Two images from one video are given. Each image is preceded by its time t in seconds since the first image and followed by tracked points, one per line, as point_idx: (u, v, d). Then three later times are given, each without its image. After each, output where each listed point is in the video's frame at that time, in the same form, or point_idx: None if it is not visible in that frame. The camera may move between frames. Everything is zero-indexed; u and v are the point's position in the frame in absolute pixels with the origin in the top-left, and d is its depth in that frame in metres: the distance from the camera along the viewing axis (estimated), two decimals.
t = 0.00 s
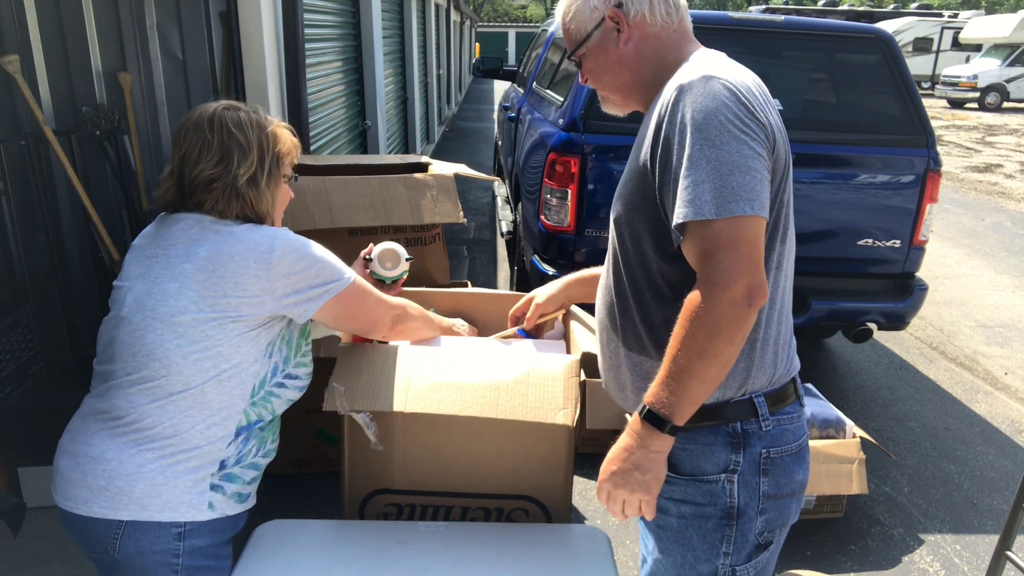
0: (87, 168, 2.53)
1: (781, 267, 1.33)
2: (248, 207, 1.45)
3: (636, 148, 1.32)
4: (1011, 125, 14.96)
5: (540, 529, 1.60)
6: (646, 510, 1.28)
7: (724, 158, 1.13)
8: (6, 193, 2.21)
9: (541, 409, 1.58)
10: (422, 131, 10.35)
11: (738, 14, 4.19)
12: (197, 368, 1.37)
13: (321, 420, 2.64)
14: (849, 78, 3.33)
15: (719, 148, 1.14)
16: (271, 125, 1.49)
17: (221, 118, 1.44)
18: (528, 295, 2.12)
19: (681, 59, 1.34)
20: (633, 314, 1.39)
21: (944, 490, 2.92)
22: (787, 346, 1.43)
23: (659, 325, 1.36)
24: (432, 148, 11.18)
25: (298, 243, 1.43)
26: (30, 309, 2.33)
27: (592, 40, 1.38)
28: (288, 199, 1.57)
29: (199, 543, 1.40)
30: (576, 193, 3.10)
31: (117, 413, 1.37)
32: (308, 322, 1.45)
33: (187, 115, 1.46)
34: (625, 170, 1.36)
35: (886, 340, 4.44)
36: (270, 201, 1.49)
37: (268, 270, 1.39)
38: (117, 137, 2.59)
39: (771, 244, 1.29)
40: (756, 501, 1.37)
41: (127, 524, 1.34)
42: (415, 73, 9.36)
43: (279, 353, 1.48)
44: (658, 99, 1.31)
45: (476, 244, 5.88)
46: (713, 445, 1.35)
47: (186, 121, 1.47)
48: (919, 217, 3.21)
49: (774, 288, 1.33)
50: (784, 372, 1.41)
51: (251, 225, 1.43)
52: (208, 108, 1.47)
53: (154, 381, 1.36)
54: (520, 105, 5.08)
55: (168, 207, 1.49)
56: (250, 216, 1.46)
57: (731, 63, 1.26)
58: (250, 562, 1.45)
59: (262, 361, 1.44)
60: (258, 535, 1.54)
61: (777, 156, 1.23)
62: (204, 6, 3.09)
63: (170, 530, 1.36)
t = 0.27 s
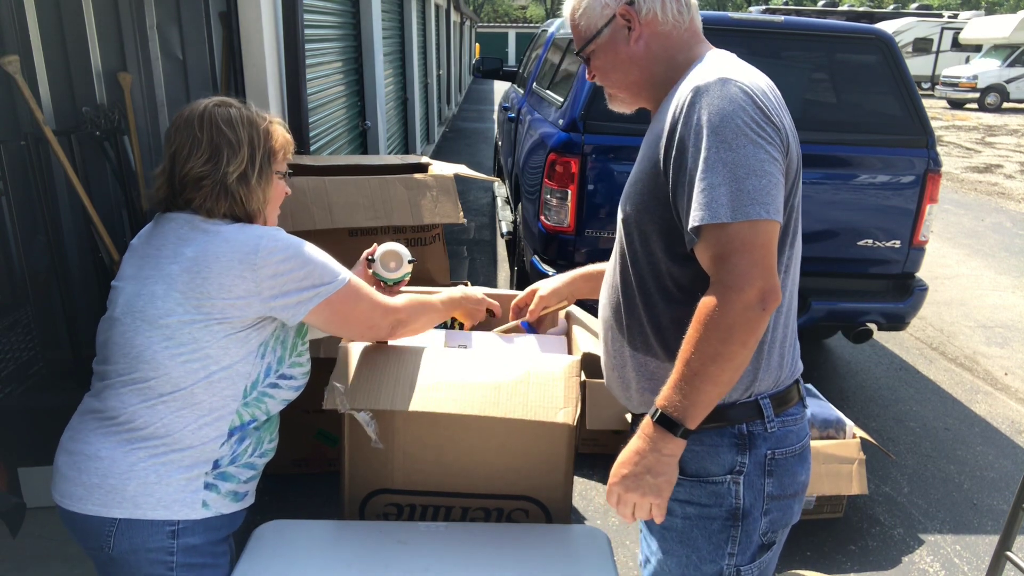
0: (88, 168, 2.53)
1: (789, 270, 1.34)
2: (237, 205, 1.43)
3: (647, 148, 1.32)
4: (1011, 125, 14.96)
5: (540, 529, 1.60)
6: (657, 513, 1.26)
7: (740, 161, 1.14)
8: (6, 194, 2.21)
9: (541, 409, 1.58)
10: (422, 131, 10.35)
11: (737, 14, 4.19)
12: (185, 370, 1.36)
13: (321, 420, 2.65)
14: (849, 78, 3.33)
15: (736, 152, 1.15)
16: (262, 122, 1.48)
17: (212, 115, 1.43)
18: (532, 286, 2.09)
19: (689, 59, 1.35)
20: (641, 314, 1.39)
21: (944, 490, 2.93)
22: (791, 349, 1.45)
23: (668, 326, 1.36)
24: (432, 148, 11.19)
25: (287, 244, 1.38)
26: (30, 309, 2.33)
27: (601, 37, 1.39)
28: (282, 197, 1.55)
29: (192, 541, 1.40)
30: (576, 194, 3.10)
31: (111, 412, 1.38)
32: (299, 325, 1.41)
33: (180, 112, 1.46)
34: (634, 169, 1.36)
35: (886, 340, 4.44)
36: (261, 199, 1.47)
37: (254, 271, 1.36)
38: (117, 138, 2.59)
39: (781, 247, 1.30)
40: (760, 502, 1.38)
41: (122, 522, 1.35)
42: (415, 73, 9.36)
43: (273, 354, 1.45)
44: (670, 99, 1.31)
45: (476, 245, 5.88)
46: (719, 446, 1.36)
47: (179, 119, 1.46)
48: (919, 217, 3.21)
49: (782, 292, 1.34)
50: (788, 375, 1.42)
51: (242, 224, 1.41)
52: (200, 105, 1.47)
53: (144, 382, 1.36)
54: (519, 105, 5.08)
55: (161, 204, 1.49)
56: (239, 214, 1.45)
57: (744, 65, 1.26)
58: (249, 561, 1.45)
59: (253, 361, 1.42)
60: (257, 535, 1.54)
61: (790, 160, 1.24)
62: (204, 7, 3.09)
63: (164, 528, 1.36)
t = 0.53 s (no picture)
0: (87, 168, 2.53)
1: (793, 272, 1.35)
2: (221, 205, 1.40)
3: (653, 149, 1.32)
4: (1012, 125, 14.96)
5: (540, 529, 1.59)
6: (672, 521, 1.27)
7: (748, 165, 1.14)
8: (6, 194, 2.21)
9: (541, 409, 1.58)
10: (422, 131, 10.35)
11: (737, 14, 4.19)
12: (168, 374, 1.35)
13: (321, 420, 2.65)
14: (850, 78, 3.33)
15: (744, 156, 1.15)
16: (245, 119, 1.43)
17: (193, 113, 1.40)
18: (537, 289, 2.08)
19: (695, 60, 1.36)
20: (645, 316, 1.39)
21: (944, 490, 2.93)
22: (795, 350, 1.45)
23: (672, 327, 1.36)
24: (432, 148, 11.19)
25: (266, 249, 1.35)
26: (30, 309, 2.33)
27: (607, 36, 1.40)
28: (271, 194, 1.51)
29: (182, 542, 1.40)
30: (576, 193, 3.10)
31: (99, 414, 1.39)
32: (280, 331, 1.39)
33: (163, 110, 1.43)
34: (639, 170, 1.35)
35: (886, 340, 4.44)
36: (246, 198, 1.43)
37: (231, 276, 1.33)
38: (116, 138, 2.59)
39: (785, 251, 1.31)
40: (763, 503, 1.38)
41: (111, 522, 1.35)
42: (415, 73, 9.36)
43: (260, 357, 1.43)
44: (677, 100, 1.30)
45: (476, 244, 5.88)
46: (721, 446, 1.36)
47: (162, 117, 1.43)
48: (919, 217, 3.21)
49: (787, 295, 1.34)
50: (791, 376, 1.43)
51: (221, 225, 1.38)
52: (184, 102, 1.43)
53: (129, 385, 1.36)
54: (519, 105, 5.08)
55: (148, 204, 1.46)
56: (224, 214, 1.41)
57: (752, 68, 1.26)
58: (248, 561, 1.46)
59: (239, 364, 1.40)
60: (256, 536, 1.54)
61: (797, 163, 1.24)
62: (204, 7, 3.10)
63: (153, 529, 1.37)
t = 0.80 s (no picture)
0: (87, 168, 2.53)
1: (796, 274, 1.35)
2: (191, 204, 1.38)
3: (657, 150, 1.31)
4: (1011, 125, 14.95)
5: (540, 529, 1.60)
6: (671, 522, 1.28)
7: (755, 168, 1.14)
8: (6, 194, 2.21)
9: (542, 410, 1.58)
10: (422, 131, 10.35)
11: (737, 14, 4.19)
12: (143, 383, 1.35)
13: (321, 419, 2.65)
14: (850, 78, 3.33)
15: (750, 159, 1.15)
16: (214, 114, 1.41)
17: (159, 111, 1.38)
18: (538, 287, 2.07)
19: (702, 59, 1.37)
20: (648, 317, 1.39)
21: (944, 490, 2.93)
22: (796, 351, 1.45)
23: (674, 328, 1.36)
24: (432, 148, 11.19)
25: (228, 259, 1.33)
26: (30, 309, 2.33)
27: (615, 32, 1.39)
28: (245, 189, 1.48)
29: (170, 546, 1.40)
30: (576, 193, 3.10)
31: (84, 421, 1.40)
32: (248, 342, 1.37)
33: (133, 111, 1.42)
34: (642, 171, 1.35)
35: (886, 340, 4.44)
36: (218, 196, 1.41)
37: (195, 282, 1.31)
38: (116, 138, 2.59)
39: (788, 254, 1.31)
40: (764, 504, 1.39)
41: (97, 528, 1.36)
42: (415, 73, 9.36)
43: (241, 361, 1.41)
44: (683, 100, 1.30)
45: (476, 244, 5.88)
46: (723, 448, 1.36)
47: (132, 117, 1.41)
48: (919, 217, 3.21)
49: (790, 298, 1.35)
50: (792, 377, 1.43)
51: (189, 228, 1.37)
52: (152, 101, 1.41)
53: (108, 392, 1.37)
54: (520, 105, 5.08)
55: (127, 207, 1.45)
56: (195, 213, 1.39)
57: (758, 70, 1.26)
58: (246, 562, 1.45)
59: (216, 370, 1.39)
60: (255, 536, 1.53)
61: (802, 165, 1.24)
62: (203, 7, 3.10)
63: (139, 534, 1.37)
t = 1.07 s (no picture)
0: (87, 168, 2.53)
1: (800, 276, 1.35)
2: (173, 198, 1.37)
3: (660, 152, 1.31)
4: (1011, 125, 14.95)
5: (540, 529, 1.59)
6: (677, 526, 1.28)
7: (763, 171, 1.15)
8: (6, 193, 2.20)
9: (541, 411, 1.58)
10: (422, 131, 10.35)
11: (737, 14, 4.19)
12: (127, 387, 1.35)
13: (321, 419, 2.66)
14: (850, 78, 3.33)
15: (759, 163, 1.15)
16: (191, 108, 1.41)
17: (136, 106, 1.37)
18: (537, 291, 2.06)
19: (705, 58, 1.37)
20: (651, 319, 1.39)
21: (944, 490, 2.93)
22: (798, 352, 1.45)
23: (676, 330, 1.36)
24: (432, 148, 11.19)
25: (205, 265, 1.33)
26: (30, 309, 2.33)
27: (619, 29, 1.38)
28: (225, 183, 1.48)
29: (162, 548, 1.40)
30: (576, 193, 3.10)
31: (70, 425, 1.41)
32: (225, 349, 1.37)
33: (107, 108, 1.41)
34: (644, 173, 1.35)
35: (886, 340, 4.44)
36: (199, 189, 1.41)
37: (173, 287, 1.31)
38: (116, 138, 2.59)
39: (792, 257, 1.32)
40: (767, 506, 1.39)
41: (87, 531, 1.36)
42: (415, 73, 9.36)
43: (224, 364, 1.41)
44: (688, 101, 1.30)
45: (476, 244, 5.88)
46: (725, 449, 1.36)
47: (107, 113, 1.41)
48: (919, 217, 3.21)
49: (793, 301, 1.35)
50: (794, 378, 1.43)
51: (164, 228, 1.36)
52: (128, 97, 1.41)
53: (92, 397, 1.37)
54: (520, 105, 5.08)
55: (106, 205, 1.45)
56: (177, 207, 1.39)
57: (764, 72, 1.26)
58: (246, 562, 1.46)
59: (201, 374, 1.39)
60: (255, 536, 1.53)
61: (808, 167, 1.25)
62: (203, 7, 3.10)
63: (130, 537, 1.37)
